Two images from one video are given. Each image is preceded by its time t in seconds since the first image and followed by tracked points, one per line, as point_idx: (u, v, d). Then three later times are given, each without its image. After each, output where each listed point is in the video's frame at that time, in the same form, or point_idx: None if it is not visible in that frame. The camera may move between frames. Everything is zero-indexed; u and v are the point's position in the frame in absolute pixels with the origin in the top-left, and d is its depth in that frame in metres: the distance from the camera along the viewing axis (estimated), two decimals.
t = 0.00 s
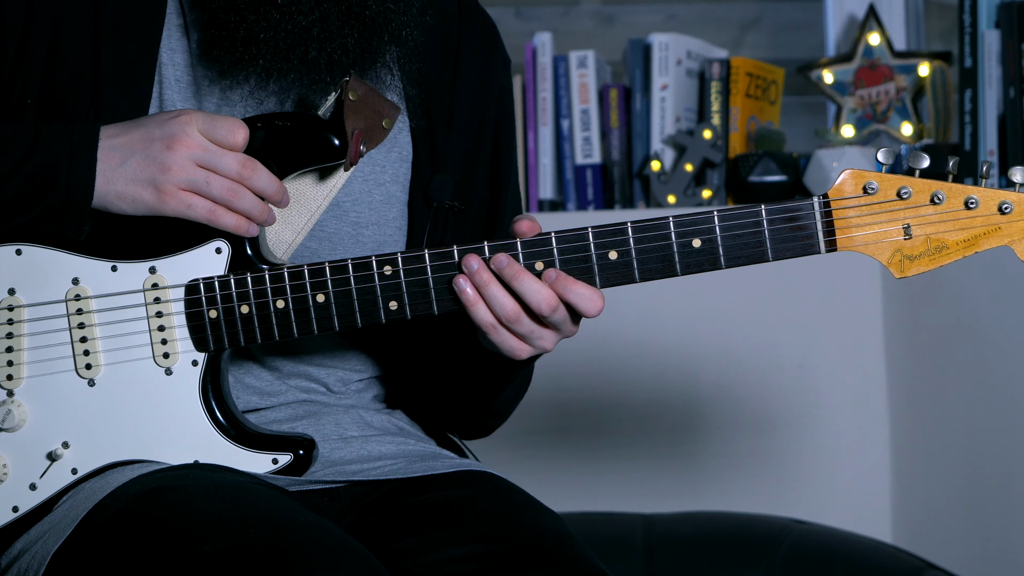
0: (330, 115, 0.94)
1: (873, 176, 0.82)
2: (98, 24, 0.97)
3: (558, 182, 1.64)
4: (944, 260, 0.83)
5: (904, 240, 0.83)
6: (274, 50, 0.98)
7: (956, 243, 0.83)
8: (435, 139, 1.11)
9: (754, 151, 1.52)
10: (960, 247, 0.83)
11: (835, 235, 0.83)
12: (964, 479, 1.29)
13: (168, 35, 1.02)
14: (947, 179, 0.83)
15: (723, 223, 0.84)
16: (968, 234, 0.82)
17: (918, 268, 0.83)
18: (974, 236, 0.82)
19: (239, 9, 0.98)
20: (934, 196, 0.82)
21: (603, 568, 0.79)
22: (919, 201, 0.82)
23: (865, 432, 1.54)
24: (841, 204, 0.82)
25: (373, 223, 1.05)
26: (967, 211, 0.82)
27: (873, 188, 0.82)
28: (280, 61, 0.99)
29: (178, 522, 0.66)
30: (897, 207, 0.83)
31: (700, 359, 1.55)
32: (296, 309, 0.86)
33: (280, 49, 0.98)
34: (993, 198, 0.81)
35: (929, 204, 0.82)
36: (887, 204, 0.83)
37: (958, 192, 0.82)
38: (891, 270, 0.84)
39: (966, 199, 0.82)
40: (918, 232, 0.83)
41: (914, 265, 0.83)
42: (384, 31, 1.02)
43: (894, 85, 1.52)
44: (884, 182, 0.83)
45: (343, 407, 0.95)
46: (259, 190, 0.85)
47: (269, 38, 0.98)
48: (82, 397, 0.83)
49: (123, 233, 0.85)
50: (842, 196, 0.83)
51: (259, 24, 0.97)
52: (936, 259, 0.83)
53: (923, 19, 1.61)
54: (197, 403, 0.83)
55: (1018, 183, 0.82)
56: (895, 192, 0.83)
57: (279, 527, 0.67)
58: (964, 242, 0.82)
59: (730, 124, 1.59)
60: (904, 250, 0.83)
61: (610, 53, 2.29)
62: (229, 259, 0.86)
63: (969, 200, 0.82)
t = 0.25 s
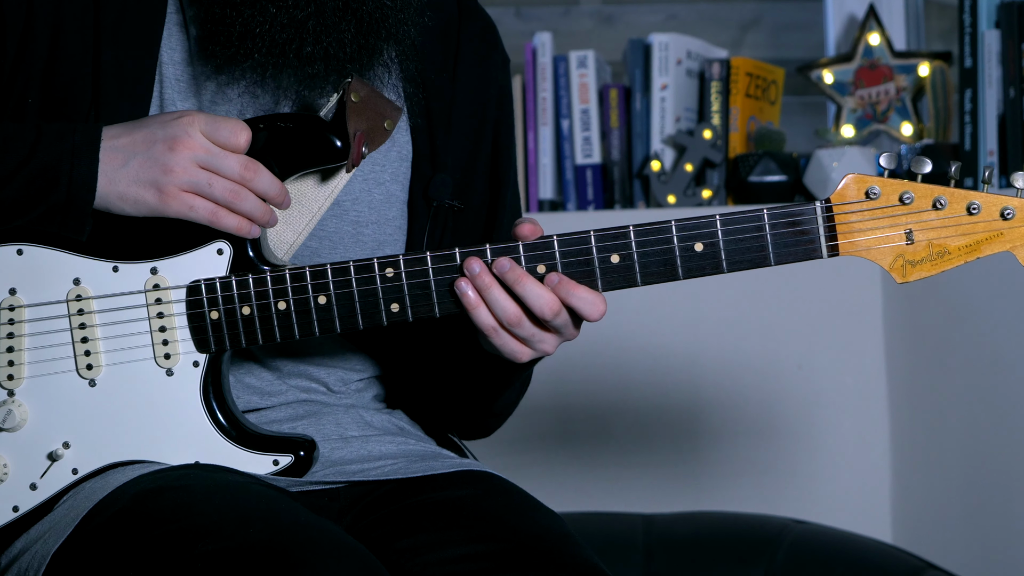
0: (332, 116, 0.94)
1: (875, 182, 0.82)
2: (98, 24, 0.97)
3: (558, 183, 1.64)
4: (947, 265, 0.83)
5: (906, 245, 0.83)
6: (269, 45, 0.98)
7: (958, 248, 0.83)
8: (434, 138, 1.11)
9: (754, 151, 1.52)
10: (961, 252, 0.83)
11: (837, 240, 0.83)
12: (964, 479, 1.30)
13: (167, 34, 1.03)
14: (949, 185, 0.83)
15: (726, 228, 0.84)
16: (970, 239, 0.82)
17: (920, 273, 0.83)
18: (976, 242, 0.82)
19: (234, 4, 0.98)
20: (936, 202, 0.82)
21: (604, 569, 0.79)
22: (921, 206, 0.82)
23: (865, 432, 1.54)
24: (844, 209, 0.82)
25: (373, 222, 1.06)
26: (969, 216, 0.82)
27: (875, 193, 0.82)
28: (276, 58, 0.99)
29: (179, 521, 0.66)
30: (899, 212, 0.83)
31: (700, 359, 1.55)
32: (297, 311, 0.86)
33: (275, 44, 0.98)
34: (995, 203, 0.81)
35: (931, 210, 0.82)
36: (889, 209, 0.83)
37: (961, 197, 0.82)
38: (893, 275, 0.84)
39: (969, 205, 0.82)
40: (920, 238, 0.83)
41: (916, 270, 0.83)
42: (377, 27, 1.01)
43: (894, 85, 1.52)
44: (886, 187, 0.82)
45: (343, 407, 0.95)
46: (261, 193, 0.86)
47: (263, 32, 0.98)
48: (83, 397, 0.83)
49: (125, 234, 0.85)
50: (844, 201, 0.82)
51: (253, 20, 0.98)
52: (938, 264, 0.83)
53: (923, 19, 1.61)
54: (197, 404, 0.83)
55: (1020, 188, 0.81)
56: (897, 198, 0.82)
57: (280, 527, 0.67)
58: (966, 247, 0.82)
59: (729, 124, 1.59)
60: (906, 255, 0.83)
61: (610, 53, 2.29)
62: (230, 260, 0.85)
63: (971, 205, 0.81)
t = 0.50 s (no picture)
0: (337, 120, 0.92)
1: (882, 196, 0.82)
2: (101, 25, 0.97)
3: (558, 182, 1.64)
4: (953, 280, 0.83)
5: (911, 260, 0.83)
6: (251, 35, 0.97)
7: (964, 264, 0.82)
8: (434, 134, 1.10)
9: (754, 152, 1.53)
10: (967, 268, 0.82)
11: (842, 255, 0.83)
12: (965, 479, 1.30)
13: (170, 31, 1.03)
14: (957, 199, 0.83)
15: (731, 239, 0.84)
16: (976, 255, 0.82)
17: (926, 288, 0.83)
18: (982, 258, 0.82)
19: None
20: (942, 217, 0.82)
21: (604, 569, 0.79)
22: (928, 221, 0.82)
23: (866, 432, 1.54)
24: (850, 223, 0.82)
25: (374, 219, 1.06)
26: (975, 232, 0.82)
27: (881, 208, 0.82)
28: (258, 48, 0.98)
29: (179, 521, 0.66)
30: (905, 227, 0.82)
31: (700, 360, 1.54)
32: (301, 316, 0.86)
33: (254, 32, 0.97)
34: (1002, 219, 0.81)
35: (938, 225, 0.82)
36: (895, 223, 0.83)
37: (968, 213, 0.82)
38: (898, 290, 0.84)
39: (975, 221, 0.81)
40: (926, 253, 0.83)
41: (922, 285, 0.83)
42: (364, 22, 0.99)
43: (894, 85, 1.52)
44: (893, 203, 0.82)
45: (344, 407, 0.95)
46: (266, 200, 0.85)
47: (241, 16, 0.96)
48: (85, 398, 0.83)
49: (129, 237, 0.85)
50: (850, 215, 0.82)
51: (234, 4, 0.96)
52: (943, 280, 0.83)
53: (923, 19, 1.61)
54: (199, 406, 0.83)
55: None
56: (903, 213, 0.82)
57: (281, 527, 0.67)
58: (972, 262, 0.82)
59: (729, 124, 1.59)
60: (911, 270, 0.83)
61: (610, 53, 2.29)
62: (235, 263, 0.85)
63: (978, 221, 0.81)
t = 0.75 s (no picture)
0: (337, 122, 0.90)
1: (883, 203, 0.82)
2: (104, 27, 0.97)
3: (558, 182, 1.64)
4: (953, 288, 0.82)
5: (913, 267, 0.83)
6: (262, 28, 0.99)
7: (965, 271, 0.82)
8: (435, 133, 1.10)
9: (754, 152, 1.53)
10: (969, 275, 0.82)
11: (844, 261, 0.83)
12: (965, 479, 1.30)
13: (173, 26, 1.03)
14: (960, 206, 0.82)
15: (733, 246, 0.84)
16: (977, 262, 0.81)
17: (926, 295, 0.83)
18: (983, 264, 0.81)
19: None
20: (944, 224, 0.81)
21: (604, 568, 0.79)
22: (929, 228, 0.82)
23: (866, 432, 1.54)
24: (851, 230, 0.82)
25: (376, 215, 1.07)
26: (977, 239, 0.81)
27: (883, 215, 0.82)
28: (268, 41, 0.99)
29: (180, 521, 0.66)
30: (907, 234, 0.82)
31: (701, 360, 1.54)
32: (301, 318, 0.86)
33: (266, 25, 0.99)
34: (1004, 226, 0.80)
35: (939, 232, 0.82)
36: (897, 230, 0.82)
37: (969, 220, 0.81)
38: (899, 296, 0.83)
39: (977, 228, 0.81)
40: (927, 259, 0.82)
41: (923, 291, 0.83)
42: (372, 10, 1.00)
43: (894, 85, 1.52)
44: (895, 209, 0.82)
45: (344, 407, 0.95)
46: (261, 206, 0.85)
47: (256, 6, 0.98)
48: (85, 398, 0.83)
49: (128, 238, 0.85)
50: (852, 221, 0.82)
51: None
52: (944, 286, 0.82)
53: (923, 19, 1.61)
54: (199, 407, 0.83)
55: None
56: (905, 219, 0.82)
57: (281, 527, 0.67)
58: (973, 270, 0.82)
59: (729, 124, 1.59)
60: (912, 277, 0.83)
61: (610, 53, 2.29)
62: (234, 265, 0.85)
63: (980, 228, 0.81)
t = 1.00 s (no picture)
0: (344, 124, 0.91)
1: (888, 213, 0.82)
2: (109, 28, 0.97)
3: (558, 182, 1.64)
4: (958, 299, 0.83)
5: (918, 278, 0.83)
6: (269, 25, 0.99)
7: (969, 283, 0.82)
8: (436, 132, 1.10)
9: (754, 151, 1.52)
10: (973, 287, 0.82)
11: (848, 272, 0.83)
12: (965, 479, 1.30)
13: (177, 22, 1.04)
14: (964, 217, 0.83)
15: (738, 253, 0.84)
16: (982, 274, 0.82)
17: (931, 306, 0.83)
18: (987, 277, 0.82)
19: None
20: (949, 236, 0.82)
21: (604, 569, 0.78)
22: (935, 240, 0.82)
23: (866, 432, 1.54)
24: (856, 240, 0.82)
25: (377, 214, 1.06)
26: (982, 252, 0.82)
27: (888, 226, 0.82)
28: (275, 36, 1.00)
29: (181, 521, 0.66)
30: (912, 245, 0.83)
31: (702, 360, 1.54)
32: (305, 321, 0.86)
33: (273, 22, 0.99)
34: (1009, 240, 0.81)
35: (944, 244, 0.82)
36: (903, 241, 0.83)
37: (974, 233, 0.82)
38: (903, 307, 0.84)
39: (982, 240, 0.81)
40: (932, 270, 0.83)
41: (927, 302, 0.83)
42: (380, 5, 1.00)
43: (894, 85, 1.52)
44: (900, 221, 0.82)
45: (344, 406, 0.95)
46: (266, 209, 0.84)
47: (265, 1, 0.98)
48: (87, 398, 0.83)
49: (133, 237, 0.85)
50: (857, 232, 0.82)
51: None
52: (949, 297, 0.83)
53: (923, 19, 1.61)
54: (201, 407, 0.83)
55: None
56: (910, 230, 0.82)
57: (282, 527, 0.67)
58: (978, 282, 0.82)
59: (729, 124, 1.59)
60: (917, 287, 0.83)
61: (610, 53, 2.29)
62: (238, 267, 0.85)
63: (985, 241, 0.81)
